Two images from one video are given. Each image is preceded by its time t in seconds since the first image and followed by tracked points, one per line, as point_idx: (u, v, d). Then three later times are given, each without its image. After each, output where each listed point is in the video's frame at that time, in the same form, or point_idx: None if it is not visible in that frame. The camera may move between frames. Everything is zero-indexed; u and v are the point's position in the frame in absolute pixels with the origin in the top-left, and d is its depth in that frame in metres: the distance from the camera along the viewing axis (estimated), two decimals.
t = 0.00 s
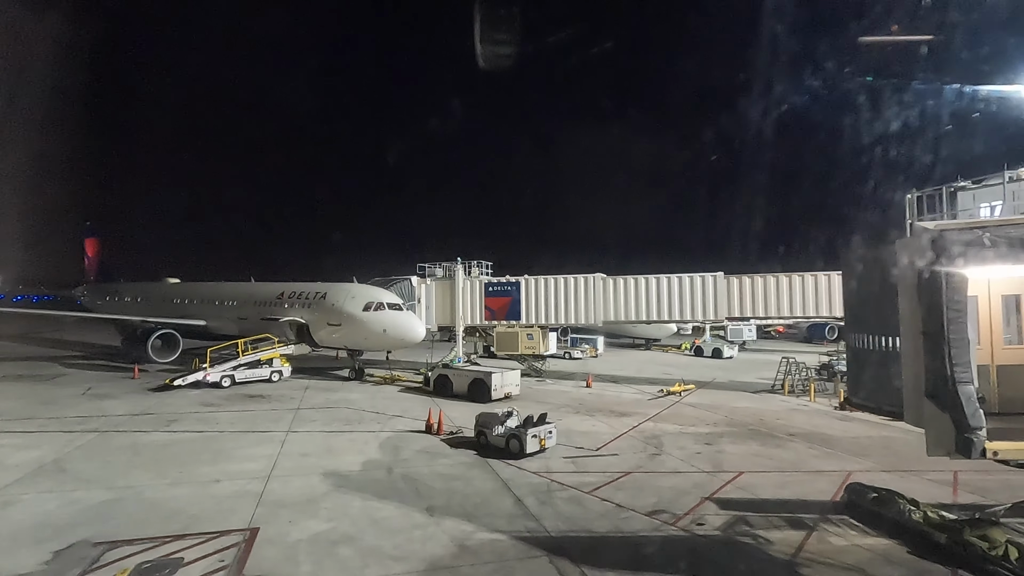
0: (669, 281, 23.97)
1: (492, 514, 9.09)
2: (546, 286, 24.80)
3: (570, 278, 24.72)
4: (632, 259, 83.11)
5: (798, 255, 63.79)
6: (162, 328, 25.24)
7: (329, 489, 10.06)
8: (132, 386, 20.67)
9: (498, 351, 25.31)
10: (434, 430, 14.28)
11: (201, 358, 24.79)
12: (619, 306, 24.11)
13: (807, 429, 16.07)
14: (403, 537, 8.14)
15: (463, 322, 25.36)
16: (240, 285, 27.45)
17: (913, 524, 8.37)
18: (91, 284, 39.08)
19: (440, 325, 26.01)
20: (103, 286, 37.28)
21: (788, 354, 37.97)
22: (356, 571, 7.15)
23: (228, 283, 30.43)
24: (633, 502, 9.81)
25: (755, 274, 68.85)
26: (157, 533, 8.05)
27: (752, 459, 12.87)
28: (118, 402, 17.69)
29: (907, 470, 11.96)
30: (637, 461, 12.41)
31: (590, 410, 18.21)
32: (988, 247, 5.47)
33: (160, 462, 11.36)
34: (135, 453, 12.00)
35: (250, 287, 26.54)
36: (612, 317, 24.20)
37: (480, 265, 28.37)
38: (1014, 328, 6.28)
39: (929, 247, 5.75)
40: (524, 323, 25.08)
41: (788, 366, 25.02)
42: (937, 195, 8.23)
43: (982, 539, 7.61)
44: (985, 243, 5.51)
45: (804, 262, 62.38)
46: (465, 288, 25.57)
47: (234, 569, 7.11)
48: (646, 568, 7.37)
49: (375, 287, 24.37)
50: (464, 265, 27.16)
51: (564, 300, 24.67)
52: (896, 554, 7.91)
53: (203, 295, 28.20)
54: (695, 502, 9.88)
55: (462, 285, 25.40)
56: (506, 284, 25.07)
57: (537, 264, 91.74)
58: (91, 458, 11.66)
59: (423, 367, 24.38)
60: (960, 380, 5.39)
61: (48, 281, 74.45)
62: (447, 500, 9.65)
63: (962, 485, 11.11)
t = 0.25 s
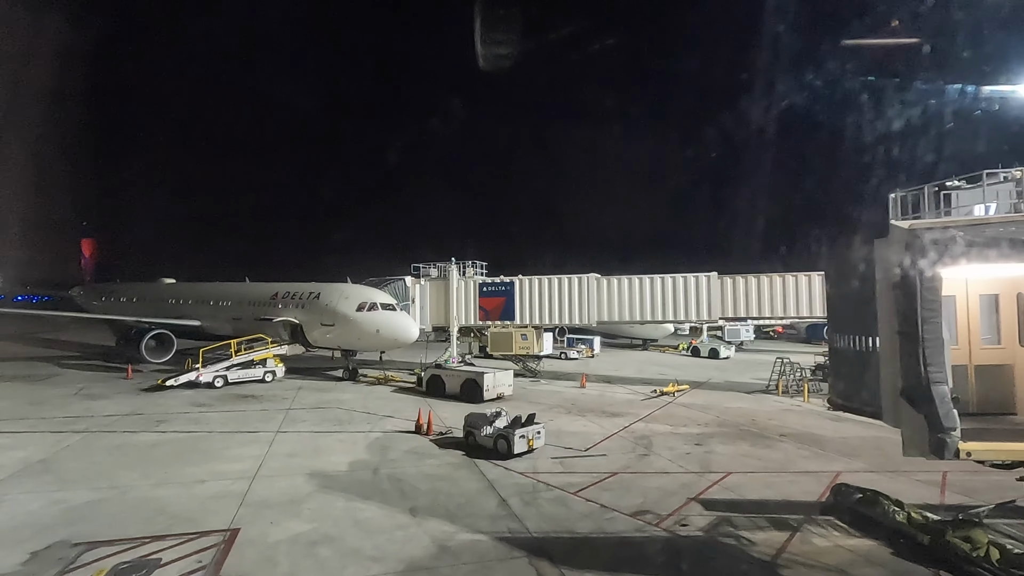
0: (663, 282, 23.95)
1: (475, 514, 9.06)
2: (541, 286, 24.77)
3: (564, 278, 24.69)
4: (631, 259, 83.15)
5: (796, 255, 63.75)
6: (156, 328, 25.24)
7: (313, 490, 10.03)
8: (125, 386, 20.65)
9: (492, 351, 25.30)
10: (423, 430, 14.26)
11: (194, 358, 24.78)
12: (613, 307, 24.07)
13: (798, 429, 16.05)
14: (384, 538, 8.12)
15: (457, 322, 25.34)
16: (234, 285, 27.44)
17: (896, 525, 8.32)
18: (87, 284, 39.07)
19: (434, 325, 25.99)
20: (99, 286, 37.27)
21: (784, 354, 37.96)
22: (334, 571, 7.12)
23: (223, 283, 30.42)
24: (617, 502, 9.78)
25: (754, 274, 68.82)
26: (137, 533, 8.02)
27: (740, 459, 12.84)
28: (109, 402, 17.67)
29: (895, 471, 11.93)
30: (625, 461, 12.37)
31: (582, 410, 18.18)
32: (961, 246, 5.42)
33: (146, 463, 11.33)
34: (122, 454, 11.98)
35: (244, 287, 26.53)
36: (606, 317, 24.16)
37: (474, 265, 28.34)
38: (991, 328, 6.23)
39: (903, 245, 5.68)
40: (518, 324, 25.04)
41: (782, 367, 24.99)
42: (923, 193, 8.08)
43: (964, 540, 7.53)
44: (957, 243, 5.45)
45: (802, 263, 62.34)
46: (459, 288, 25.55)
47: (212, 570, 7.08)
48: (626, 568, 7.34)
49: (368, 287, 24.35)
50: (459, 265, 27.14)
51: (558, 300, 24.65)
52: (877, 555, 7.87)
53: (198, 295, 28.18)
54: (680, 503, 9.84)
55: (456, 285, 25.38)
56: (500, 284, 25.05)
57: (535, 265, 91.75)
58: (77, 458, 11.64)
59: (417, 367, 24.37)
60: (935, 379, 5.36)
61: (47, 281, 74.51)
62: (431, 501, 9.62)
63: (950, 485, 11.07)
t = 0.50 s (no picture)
0: (658, 282, 23.92)
1: (458, 515, 9.03)
2: (535, 286, 24.74)
3: (558, 278, 24.67)
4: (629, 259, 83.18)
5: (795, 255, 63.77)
6: (151, 328, 25.24)
7: (298, 490, 10.00)
8: (118, 386, 20.64)
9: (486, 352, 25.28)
10: (412, 430, 14.23)
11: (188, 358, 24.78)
12: (607, 307, 24.05)
13: (789, 429, 16.02)
14: (365, 538, 8.09)
15: (452, 323, 25.33)
16: (229, 285, 27.44)
17: (879, 525, 8.28)
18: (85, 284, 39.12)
19: (428, 325, 25.98)
20: (96, 286, 37.29)
21: (781, 354, 37.95)
22: (312, 572, 7.10)
23: (218, 283, 30.43)
24: (602, 503, 9.75)
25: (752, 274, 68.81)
26: (117, 534, 8.01)
27: (729, 460, 12.81)
28: (100, 403, 17.66)
29: (884, 471, 11.89)
30: (614, 461, 12.34)
31: (574, 410, 18.16)
32: (932, 246, 5.32)
33: (132, 463, 11.32)
34: (109, 454, 11.97)
35: (239, 288, 26.53)
36: (600, 317, 24.14)
37: (469, 265, 28.32)
38: (969, 327, 6.24)
39: (876, 245, 5.57)
40: (513, 324, 25.02)
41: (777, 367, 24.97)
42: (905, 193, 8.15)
43: (946, 540, 7.50)
44: (929, 242, 5.34)
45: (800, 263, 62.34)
46: (454, 288, 25.53)
47: (189, 571, 7.06)
48: (606, 569, 7.31)
49: (362, 287, 24.34)
50: (454, 265, 27.12)
51: (552, 300, 24.62)
52: (860, 556, 7.84)
53: (193, 295, 28.19)
54: (666, 503, 9.81)
55: (451, 285, 25.36)
56: (494, 284, 25.03)
57: (534, 265, 91.77)
58: (64, 458, 11.62)
59: (411, 368, 24.36)
60: (908, 380, 5.32)
61: (47, 282, 74.68)
62: (415, 501, 9.59)
63: (937, 485, 11.03)
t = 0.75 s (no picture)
0: (652, 282, 23.89)
1: (442, 515, 9.00)
2: (529, 286, 24.72)
3: (552, 278, 24.65)
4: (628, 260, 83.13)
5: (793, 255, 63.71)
6: (145, 329, 25.23)
7: (282, 490, 9.98)
8: (110, 386, 20.62)
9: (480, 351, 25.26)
10: (402, 430, 14.21)
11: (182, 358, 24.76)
12: (601, 307, 24.03)
13: (780, 429, 15.99)
14: (346, 538, 8.06)
15: (446, 323, 25.31)
16: (223, 285, 27.41)
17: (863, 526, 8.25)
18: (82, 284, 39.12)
19: (422, 325, 25.96)
20: (92, 286, 37.28)
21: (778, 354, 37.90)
22: (290, 572, 7.07)
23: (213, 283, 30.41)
24: (587, 503, 9.72)
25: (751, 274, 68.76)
26: (97, 534, 7.99)
27: (718, 460, 12.78)
28: (92, 402, 17.64)
29: (873, 471, 11.85)
30: (602, 462, 12.31)
31: (566, 410, 18.13)
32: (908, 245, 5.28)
33: (119, 463, 11.29)
34: (96, 454, 11.94)
35: (234, 288, 26.51)
36: (595, 317, 24.12)
37: (464, 265, 28.31)
38: (947, 327, 6.28)
39: (854, 244, 5.54)
40: (507, 324, 25.00)
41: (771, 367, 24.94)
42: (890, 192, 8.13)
43: (928, 540, 7.48)
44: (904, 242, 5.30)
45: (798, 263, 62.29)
46: (448, 288, 25.51)
47: (167, 571, 7.04)
48: (585, 570, 7.28)
49: (356, 287, 24.32)
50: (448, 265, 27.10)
51: (546, 300, 24.60)
52: (842, 557, 7.81)
53: (188, 295, 28.17)
54: (651, 504, 9.78)
55: (445, 285, 25.34)
56: (489, 284, 25.01)
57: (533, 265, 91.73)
58: (50, 458, 11.60)
59: (405, 368, 24.33)
60: (883, 380, 5.29)
61: (47, 282, 74.70)
62: (400, 502, 9.56)
63: (926, 485, 11.00)
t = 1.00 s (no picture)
0: (646, 282, 23.87)
1: (425, 515, 8.97)
2: (523, 286, 24.69)
3: (546, 278, 24.62)
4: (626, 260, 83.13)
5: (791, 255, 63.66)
6: (139, 328, 25.21)
7: (267, 490, 9.95)
8: (103, 386, 20.59)
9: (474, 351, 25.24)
10: (392, 430, 14.16)
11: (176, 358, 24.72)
12: (595, 307, 24.02)
13: (772, 429, 15.96)
14: (328, 539, 8.03)
15: (440, 323, 25.29)
16: (218, 285, 27.38)
17: (847, 526, 8.23)
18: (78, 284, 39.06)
19: (417, 325, 25.94)
20: (88, 286, 37.23)
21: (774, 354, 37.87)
22: (269, 573, 7.05)
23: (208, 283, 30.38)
24: (573, 503, 9.70)
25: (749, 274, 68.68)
26: (78, 535, 7.97)
27: (708, 460, 12.74)
28: (83, 402, 17.61)
29: (861, 470, 11.81)
30: (590, 461, 12.29)
31: (558, 410, 18.10)
32: (883, 244, 5.23)
33: (105, 463, 11.27)
34: (83, 454, 11.92)
35: (228, 288, 26.49)
36: (589, 317, 24.09)
37: (459, 265, 28.29)
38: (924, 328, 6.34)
39: (828, 243, 5.48)
40: (501, 324, 24.97)
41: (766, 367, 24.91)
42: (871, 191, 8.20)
43: (910, 541, 7.47)
44: (879, 241, 5.25)
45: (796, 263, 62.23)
46: (442, 288, 25.49)
47: (146, 571, 7.02)
48: (565, 570, 7.26)
49: (350, 287, 24.29)
50: (443, 265, 27.07)
51: (540, 300, 24.57)
52: (825, 558, 7.77)
53: (182, 295, 28.14)
54: (637, 504, 9.75)
55: (439, 285, 25.32)
56: (483, 284, 25.00)
57: (531, 265, 91.71)
58: (37, 458, 11.58)
59: (399, 367, 24.30)
60: (857, 380, 5.25)
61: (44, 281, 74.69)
62: (384, 501, 9.54)
63: (914, 484, 10.97)
